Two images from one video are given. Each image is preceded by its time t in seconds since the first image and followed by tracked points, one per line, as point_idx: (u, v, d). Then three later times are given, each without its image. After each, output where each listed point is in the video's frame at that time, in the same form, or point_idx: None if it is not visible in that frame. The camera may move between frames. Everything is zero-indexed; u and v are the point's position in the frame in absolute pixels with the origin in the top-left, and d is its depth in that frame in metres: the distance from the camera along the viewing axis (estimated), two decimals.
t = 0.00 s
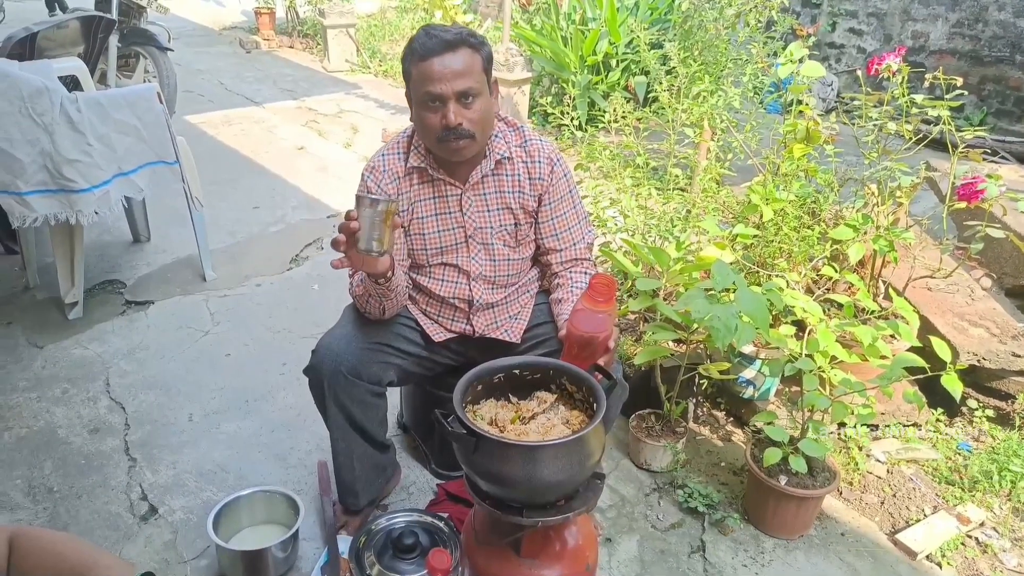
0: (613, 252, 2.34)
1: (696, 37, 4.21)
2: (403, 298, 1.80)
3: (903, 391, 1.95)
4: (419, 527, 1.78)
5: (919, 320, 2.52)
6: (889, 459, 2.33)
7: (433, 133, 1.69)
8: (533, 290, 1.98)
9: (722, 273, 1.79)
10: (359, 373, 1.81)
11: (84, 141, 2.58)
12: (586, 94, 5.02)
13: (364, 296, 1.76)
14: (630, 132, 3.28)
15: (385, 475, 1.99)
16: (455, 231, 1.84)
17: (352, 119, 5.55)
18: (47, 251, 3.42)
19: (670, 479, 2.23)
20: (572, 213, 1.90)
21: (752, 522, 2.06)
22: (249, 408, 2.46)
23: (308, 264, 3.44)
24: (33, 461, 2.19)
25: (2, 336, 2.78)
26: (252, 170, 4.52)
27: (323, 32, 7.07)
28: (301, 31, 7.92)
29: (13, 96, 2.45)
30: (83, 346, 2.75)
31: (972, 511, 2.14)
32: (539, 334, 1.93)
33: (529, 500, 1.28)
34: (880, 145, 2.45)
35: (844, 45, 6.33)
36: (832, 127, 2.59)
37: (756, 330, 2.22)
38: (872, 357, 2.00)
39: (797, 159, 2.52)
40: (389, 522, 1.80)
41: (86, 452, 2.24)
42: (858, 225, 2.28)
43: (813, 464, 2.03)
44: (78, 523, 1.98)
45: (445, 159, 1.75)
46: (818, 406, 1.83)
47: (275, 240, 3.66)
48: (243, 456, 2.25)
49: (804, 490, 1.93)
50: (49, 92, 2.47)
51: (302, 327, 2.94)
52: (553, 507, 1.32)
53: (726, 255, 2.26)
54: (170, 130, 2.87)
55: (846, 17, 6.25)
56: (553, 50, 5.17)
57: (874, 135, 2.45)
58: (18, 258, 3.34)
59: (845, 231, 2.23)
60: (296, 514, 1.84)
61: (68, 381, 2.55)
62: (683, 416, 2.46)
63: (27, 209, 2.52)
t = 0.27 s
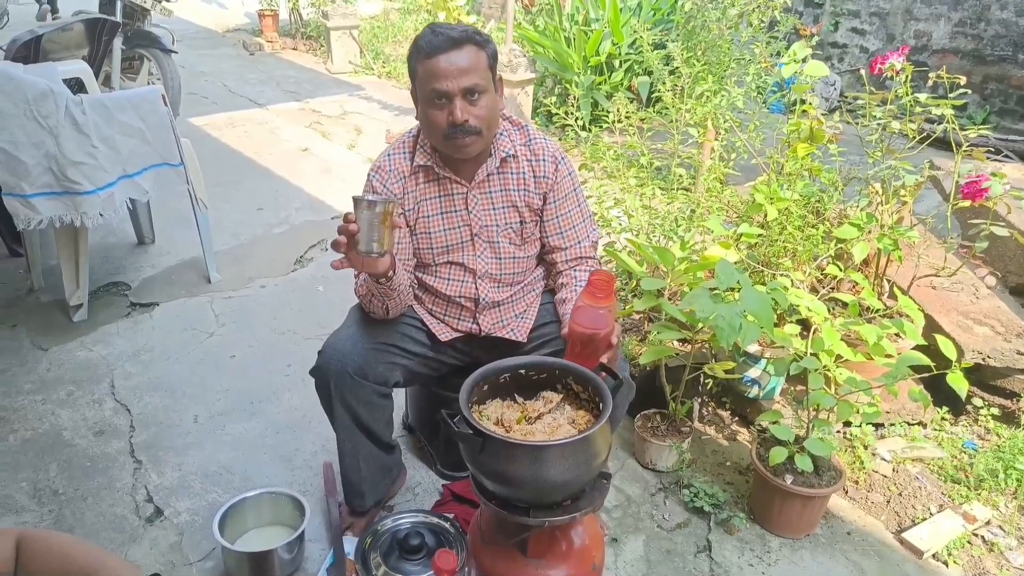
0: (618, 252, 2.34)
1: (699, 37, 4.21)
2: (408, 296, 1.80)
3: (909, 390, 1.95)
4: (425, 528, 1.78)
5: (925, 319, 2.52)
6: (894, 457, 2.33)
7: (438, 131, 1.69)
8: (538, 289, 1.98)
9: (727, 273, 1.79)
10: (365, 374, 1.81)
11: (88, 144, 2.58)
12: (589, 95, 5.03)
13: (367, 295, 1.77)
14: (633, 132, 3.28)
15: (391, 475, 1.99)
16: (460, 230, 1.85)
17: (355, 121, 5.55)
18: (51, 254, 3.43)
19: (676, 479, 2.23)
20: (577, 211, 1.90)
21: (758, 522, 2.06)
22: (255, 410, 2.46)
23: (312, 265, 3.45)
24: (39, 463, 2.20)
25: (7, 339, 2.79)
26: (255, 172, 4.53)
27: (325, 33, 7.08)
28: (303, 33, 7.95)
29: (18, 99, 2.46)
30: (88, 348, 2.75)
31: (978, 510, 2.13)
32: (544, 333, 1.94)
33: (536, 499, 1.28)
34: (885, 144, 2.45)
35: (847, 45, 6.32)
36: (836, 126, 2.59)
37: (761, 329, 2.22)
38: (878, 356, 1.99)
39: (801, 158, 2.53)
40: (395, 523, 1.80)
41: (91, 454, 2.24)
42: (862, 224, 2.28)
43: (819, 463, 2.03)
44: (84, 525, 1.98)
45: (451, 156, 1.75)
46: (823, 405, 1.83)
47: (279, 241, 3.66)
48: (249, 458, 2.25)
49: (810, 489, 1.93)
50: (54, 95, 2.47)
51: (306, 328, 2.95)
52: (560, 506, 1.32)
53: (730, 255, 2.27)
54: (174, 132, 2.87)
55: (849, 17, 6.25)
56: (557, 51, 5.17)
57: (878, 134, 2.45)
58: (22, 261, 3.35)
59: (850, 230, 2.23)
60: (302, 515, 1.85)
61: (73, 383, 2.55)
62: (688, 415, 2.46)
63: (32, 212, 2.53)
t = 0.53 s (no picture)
0: (619, 252, 2.33)
1: (698, 36, 4.21)
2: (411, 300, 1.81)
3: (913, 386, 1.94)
4: (431, 532, 1.78)
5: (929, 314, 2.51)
6: (898, 453, 2.32)
7: (439, 133, 1.69)
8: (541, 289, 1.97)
9: (730, 271, 1.79)
10: (369, 379, 1.81)
11: (86, 151, 2.58)
12: (589, 95, 5.02)
13: (370, 301, 1.77)
14: (634, 131, 3.28)
15: (396, 479, 1.99)
16: (463, 231, 1.84)
17: (355, 124, 5.55)
18: (51, 263, 3.43)
19: (681, 478, 2.23)
20: (579, 210, 1.90)
21: (764, 520, 2.06)
22: (258, 416, 2.46)
23: (314, 270, 3.44)
24: (42, 473, 2.20)
25: (8, 349, 2.79)
26: (255, 177, 4.53)
27: (324, 37, 7.08)
28: (301, 37, 7.96)
29: (15, 108, 2.46)
30: (89, 357, 2.75)
31: (983, 504, 2.13)
32: (547, 335, 1.93)
33: (541, 502, 1.28)
34: (886, 140, 2.44)
35: (847, 41, 6.32)
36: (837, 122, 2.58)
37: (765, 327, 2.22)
38: (881, 352, 1.99)
39: (803, 156, 2.52)
40: (401, 527, 1.79)
41: (95, 463, 2.24)
42: (864, 221, 2.27)
43: (824, 459, 2.02)
44: (88, 535, 1.98)
45: (452, 158, 1.75)
46: (828, 401, 1.83)
47: (280, 246, 3.66)
48: (252, 464, 2.25)
49: (816, 487, 1.93)
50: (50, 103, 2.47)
51: (309, 333, 2.94)
52: (566, 509, 1.32)
53: (733, 254, 2.26)
54: (173, 138, 2.87)
55: (848, 13, 6.25)
56: (556, 52, 5.16)
57: (879, 131, 2.45)
58: (22, 271, 3.35)
59: (852, 227, 2.22)
60: (307, 522, 1.84)
61: (75, 393, 2.55)
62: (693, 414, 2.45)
63: (30, 220, 2.53)
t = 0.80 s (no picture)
0: (616, 253, 2.34)
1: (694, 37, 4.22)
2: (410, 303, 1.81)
3: (907, 385, 1.95)
4: (429, 535, 1.77)
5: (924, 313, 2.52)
6: (893, 451, 2.33)
7: (432, 137, 1.69)
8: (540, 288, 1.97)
9: (726, 272, 1.79)
10: (366, 382, 1.80)
11: (78, 155, 2.56)
12: (584, 96, 5.02)
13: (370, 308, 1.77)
14: (630, 132, 3.28)
15: (394, 482, 1.98)
16: (460, 232, 1.84)
17: (349, 126, 5.54)
18: (43, 267, 3.41)
19: (678, 478, 2.23)
20: (577, 210, 1.90)
21: (761, 519, 2.06)
22: (253, 420, 2.45)
23: (309, 272, 3.43)
24: (34, 480, 2.18)
25: None
26: (250, 179, 4.52)
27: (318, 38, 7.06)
28: (296, 38, 7.95)
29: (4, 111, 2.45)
30: (82, 362, 2.74)
31: (976, 501, 2.14)
32: (544, 337, 1.93)
33: (538, 505, 1.28)
34: (879, 140, 2.45)
35: (840, 42, 6.34)
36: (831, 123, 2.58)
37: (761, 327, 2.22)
38: (876, 351, 1.99)
39: (797, 157, 2.51)
40: (398, 530, 1.79)
41: (88, 469, 2.23)
42: (858, 221, 2.28)
43: (820, 459, 2.03)
44: (81, 542, 1.97)
45: (447, 161, 1.75)
46: (823, 401, 1.83)
47: (276, 249, 3.65)
48: (248, 469, 2.24)
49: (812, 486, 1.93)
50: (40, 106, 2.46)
51: (305, 336, 2.94)
52: (564, 510, 1.32)
53: (728, 255, 2.27)
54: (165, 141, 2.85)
55: (842, 14, 6.27)
56: (553, 52, 5.15)
57: (872, 131, 2.45)
58: (14, 275, 3.33)
59: (846, 227, 2.23)
60: (303, 526, 1.84)
61: (67, 398, 2.54)
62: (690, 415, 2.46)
63: (20, 224, 2.51)
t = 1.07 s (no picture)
0: (616, 254, 2.33)
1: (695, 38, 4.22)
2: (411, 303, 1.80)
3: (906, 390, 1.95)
4: (425, 534, 1.76)
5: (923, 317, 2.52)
6: (892, 456, 2.33)
7: (433, 136, 1.69)
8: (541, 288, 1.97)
9: (726, 274, 1.79)
10: (364, 380, 1.80)
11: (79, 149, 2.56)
12: (586, 96, 5.02)
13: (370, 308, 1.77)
14: (631, 133, 3.28)
15: (391, 480, 1.98)
16: (460, 231, 1.84)
17: (351, 124, 5.53)
18: (43, 261, 3.41)
19: (675, 480, 2.23)
20: (577, 210, 1.89)
21: (758, 523, 2.06)
22: (252, 416, 2.45)
23: (309, 270, 3.43)
24: (32, 473, 2.18)
25: None
26: (250, 176, 4.52)
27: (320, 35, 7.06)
28: (297, 35, 7.94)
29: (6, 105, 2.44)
30: (81, 356, 2.74)
31: (975, 508, 2.13)
32: (543, 337, 1.93)
33: (535, 505, 1.28)
34: (881, 144, 2.45)
35: (842, 44, 6.34)
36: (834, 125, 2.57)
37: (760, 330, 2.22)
38: (875, 356, 1.99)
39: (798, 160, 2.50)
40: (394, 528, 1.78)
41: (86, 463, 2.23)
42: (859, 225, 2.27)
43: (818, 463, 2.02)
44: (78, 536, 1.96)
45: (447, 161, 1.74)
46: (821, 405, 1.83)
47: (275, 246, 3.65)
48: (246, 465, 2.24)
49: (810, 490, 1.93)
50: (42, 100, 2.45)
51: (303, 333, 2.93)
52: (560, 511, 1.31)
53: (728, 257, 2.26)
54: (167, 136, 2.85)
55: (844, 16, 6.27)
56: (553, 52, 5.14)
57: (875, 135, 2.45)
58: (14, 268, 3.33)
59: (847, 231, 2.23)
60: (300, 523, 1.83)
61: (66, 392, 2.53)
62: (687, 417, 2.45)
63: (21, 218, 2.51)
